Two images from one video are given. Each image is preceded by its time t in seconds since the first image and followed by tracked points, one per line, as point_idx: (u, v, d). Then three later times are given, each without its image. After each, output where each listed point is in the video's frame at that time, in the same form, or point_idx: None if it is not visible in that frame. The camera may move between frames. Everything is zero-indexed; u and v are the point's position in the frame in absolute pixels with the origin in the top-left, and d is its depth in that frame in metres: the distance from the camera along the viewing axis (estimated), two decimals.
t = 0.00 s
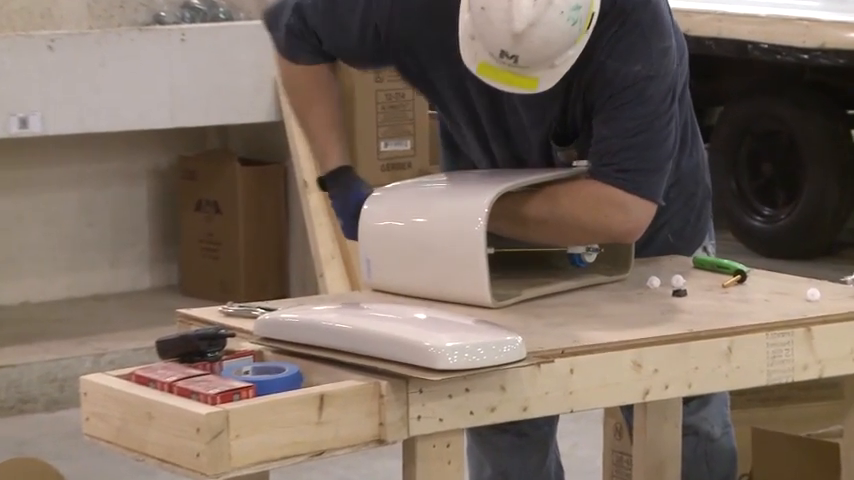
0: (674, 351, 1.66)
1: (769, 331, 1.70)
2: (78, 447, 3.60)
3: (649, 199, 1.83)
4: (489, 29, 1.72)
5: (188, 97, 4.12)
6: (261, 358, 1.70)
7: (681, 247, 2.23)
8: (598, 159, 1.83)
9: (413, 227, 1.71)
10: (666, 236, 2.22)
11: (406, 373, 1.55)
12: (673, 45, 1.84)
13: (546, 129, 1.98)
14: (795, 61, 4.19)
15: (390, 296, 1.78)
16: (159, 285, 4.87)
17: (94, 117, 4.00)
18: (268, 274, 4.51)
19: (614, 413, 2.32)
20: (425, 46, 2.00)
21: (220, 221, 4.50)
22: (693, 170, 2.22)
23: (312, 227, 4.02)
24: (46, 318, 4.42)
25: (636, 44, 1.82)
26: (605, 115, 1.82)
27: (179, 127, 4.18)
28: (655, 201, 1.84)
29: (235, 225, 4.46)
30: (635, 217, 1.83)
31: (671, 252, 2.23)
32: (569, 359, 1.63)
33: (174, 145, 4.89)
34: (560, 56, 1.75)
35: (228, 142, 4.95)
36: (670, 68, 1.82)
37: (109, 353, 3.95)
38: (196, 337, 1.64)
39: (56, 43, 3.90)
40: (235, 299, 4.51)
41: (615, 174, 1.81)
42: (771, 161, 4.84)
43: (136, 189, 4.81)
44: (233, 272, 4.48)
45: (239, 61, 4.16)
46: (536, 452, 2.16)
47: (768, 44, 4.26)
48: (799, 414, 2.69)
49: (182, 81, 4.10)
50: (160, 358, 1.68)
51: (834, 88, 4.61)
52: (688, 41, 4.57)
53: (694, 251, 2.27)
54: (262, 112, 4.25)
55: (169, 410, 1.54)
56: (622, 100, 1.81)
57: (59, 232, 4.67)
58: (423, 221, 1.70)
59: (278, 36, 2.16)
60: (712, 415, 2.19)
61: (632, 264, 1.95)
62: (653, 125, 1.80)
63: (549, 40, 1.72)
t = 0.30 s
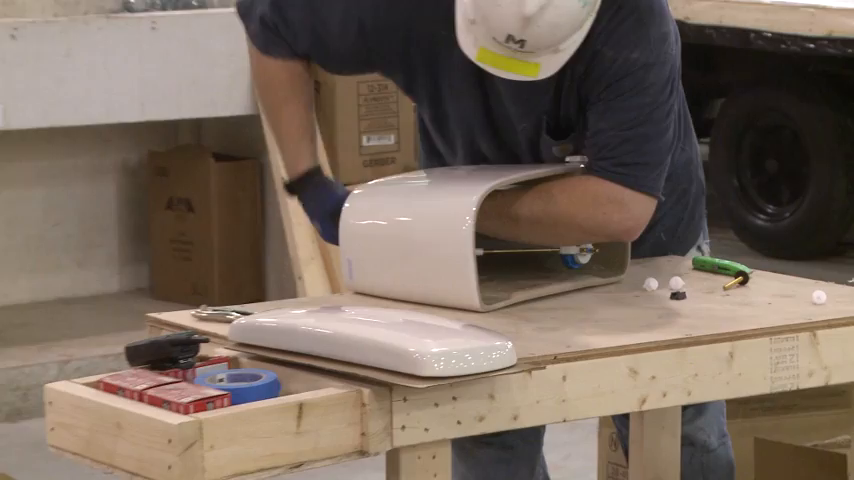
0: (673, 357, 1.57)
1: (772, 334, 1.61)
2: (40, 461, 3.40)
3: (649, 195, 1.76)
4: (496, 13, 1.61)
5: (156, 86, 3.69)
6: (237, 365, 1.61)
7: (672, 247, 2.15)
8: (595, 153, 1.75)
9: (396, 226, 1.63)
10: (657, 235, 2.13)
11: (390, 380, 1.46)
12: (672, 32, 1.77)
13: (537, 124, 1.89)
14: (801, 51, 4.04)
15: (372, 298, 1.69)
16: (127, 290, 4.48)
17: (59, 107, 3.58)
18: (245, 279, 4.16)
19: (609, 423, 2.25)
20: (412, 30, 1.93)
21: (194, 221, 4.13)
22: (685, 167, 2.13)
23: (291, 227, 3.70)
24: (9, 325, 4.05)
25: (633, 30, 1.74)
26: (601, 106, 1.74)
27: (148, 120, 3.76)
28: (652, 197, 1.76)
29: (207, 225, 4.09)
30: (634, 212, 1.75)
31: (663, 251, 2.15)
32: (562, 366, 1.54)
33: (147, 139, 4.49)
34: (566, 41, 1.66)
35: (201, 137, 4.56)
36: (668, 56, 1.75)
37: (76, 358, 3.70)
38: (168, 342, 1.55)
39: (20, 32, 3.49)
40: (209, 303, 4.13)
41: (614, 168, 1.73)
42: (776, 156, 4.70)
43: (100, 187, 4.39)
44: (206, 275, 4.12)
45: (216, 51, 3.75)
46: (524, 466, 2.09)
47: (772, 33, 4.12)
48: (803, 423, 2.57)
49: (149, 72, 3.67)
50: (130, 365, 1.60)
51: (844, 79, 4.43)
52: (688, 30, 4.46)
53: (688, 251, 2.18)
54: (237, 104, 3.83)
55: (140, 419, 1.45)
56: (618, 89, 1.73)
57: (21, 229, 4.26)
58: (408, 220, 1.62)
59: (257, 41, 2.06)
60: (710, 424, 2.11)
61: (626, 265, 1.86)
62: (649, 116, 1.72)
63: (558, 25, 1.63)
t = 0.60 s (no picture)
0: (667, 362, 1.49)
1: (771, 339, 1.53)
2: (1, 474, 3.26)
3: (639, 200, 1.68)
4: (438, 14, 1.57)
5: (123, 78, 3.55)
6: (208, 371, 1.53)
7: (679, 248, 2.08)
8: (577, 159, 1.67)
9: (375, 226, 1.55)
10: (662, 234, 2.06)
11: (369, 388, 1.38)
12: (650, 24, 1.66)
13: (517, 131, 1.82)
14: (802, 40, 3.94)
15: (351, 301, 1.61)
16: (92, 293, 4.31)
17: (21, 98, 3.43)
18: (217, 279, 4.02)
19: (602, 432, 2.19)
20: (369, 56, 1.87)
21: (160, 221, 3.99)
22: (695, 162, 2.05)
23: (264, 225, 3.61)
24: None
25: (605, 27, 1.64)
26: (578, 109, 1.66)
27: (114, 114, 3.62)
28: (641, 200, 1.68)
29: (177, 222, 3.95)
30: (624, 221, 1.68)
31: (671, 253, 2.08)
32: (551, 373, 1.46)
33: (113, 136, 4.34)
34: (513, 44, 1.61)
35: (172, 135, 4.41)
36: (647, 50, 1.64)
37: (36, 365, 3.52)
38: (135, 348, 1.47)
39: None
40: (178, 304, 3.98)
41: (597, 174, 1.65)
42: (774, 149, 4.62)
43: (65, 184, 4.23)
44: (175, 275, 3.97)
45: (187, 43, 3.61)
46: (514, 478, 2.01)
47: (772, 21, 4.03)
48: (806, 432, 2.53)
49: (115, 63, 3.53)
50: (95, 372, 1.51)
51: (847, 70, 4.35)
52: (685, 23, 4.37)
53: (697, 250, 2.11)
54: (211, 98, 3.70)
55: (104, 428, 1.36)
56: (594, 91, 1.64)
57: None
58: (389, 218, 1.54)
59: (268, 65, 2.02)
60: (715, 435, 2.02)
61: (619, 266, 1.78)
62: (630, 118, 1.63)
63: (502, 28, 1.58)
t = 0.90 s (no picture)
0: (661, 368, 1.42)
1: (771, 344, 1.46)
2: None
3: (625, 199, 1.61)
4: (371, 40, 1.52)
5: (86, 70, 3.30)
6: (178, 379, 1.45)
7: (694, 247, 2.03)
8: (555, 162, 1.61)
9: (352, 225, 1.48)
10: (673, 231, 2.01)
11: (346, 395, 1.31)
12: (617, 13, 1.59)
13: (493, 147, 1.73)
14: (801, 29, 3.86)
15: (328, 304, 1.53)
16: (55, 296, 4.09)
17: None
18: (186, 280, 3.79)
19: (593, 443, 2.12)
20: (340, 89, 1.82)
21: (128, 219, 3.77)
22: (709, 155, 1.98)
23: (236, 224, 3.37)
24: None
25: (566, 24, 1.58)
26: (549, 112, 1.60)
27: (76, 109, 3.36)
28: (627, 200, 1.61)
29: (143, 217, 3.71)
30: (610, 223, 1.61)
31: (683, 253, 2.03)
32: (539, 379, 1.38)
33: (77, 129, 4.11)
34: (451, 70, 1.56)
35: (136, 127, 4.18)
36: (615, 41, 1.57)
37: None
38: (101, 354, 1.40)
39: None
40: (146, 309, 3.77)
41: (574, 175, 1.59)
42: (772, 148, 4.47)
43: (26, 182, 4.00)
44: (142, 276, 3.74)
45: (154, 29, 3.39)
46: None
47: (770, 9, 3.94)
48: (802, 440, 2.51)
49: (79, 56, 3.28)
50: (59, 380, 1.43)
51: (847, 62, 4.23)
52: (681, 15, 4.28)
53: (713, 249, 2.05)
54: (177, 89, 3.48)
55: (68, 438, 1.28)
56: (561, 91, 1.58)
57: None
58: (366, 218, 1.46)
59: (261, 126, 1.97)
60: (726, 442, 1.94)
61: (610, 269, 1.72)
62: (603, 114, 1.56)
63: (434, 59, 1.53)
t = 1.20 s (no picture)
0: (665, 377, 1.34)
1: (782, 351, 1.38)
2: None
3: (627, 199, 1.53)
4: (357, 44, 1.45)
5: (56, 60, 2.99)
6: (153, 389, 1.37)
7: (701, 249, 1.96)
8: (552, 160, 1.54)
9: (338, 225, 1.40)
10: (678, 233, 1.94)
11: (332, 405, 1.22)
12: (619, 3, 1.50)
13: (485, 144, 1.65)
14: (812, 17, 3.73)
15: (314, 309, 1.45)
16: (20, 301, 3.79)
17: None
18: (161, 283, 3.52)
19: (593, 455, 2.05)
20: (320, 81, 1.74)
21: (100, 218, 3.50)
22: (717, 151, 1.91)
23: (214, 223, 3.09)
24: None
25: (565, 15, 1.49)
26: (545, 107, 1.52)
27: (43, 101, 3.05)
28: (629, 201, 1.54)
29: (115, 215, 3.45)
30: (610, 222, 1.54)
31: (689, 254, 1.95)
32: (536, 389, 1.30)
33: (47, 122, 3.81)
34: (443, 75, 1.49)
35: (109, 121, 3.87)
36: (616, 32, 1.49)
37: None
38: (72, 362, 1.31)
39: None
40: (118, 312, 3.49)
41: (571, 173, 1.52)
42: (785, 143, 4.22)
43: None
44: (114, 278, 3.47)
45: (124, 20, 3.09)
46: None
47: None
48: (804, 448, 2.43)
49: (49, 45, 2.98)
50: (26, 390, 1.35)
51: None
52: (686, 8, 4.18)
53: (720, 250, 1.98)
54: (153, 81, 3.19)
55: (36, 450, 1.19)
56: (558, 85, 1.50)
57: None
58: (352, 218, 1.39)
59: (225, 116, 1.92)
60: (733, 454, 1.87)
61: (611, 272, 1.64)
62: (603, 109, 1.48)
63: (424, 66, 1.46)
